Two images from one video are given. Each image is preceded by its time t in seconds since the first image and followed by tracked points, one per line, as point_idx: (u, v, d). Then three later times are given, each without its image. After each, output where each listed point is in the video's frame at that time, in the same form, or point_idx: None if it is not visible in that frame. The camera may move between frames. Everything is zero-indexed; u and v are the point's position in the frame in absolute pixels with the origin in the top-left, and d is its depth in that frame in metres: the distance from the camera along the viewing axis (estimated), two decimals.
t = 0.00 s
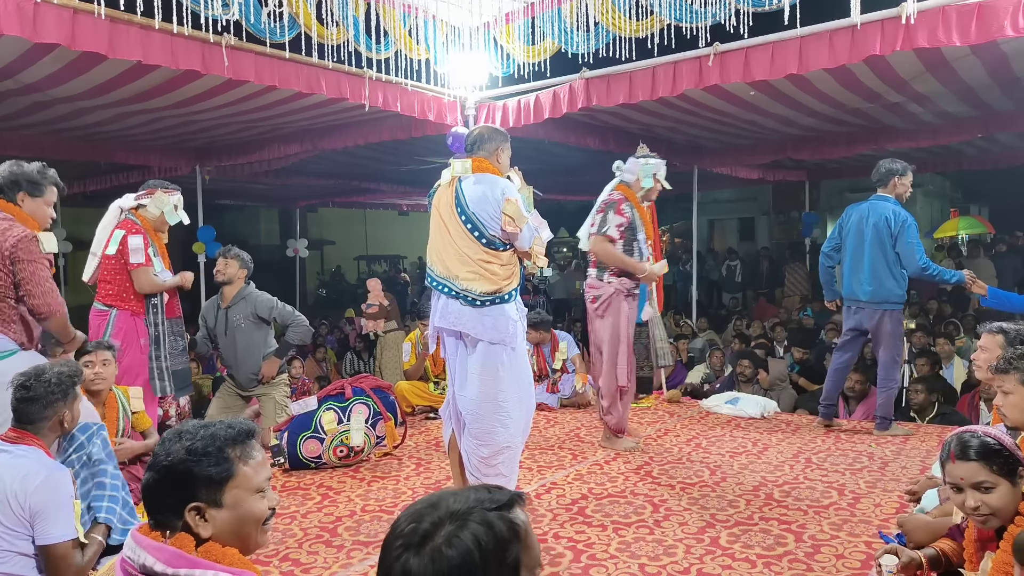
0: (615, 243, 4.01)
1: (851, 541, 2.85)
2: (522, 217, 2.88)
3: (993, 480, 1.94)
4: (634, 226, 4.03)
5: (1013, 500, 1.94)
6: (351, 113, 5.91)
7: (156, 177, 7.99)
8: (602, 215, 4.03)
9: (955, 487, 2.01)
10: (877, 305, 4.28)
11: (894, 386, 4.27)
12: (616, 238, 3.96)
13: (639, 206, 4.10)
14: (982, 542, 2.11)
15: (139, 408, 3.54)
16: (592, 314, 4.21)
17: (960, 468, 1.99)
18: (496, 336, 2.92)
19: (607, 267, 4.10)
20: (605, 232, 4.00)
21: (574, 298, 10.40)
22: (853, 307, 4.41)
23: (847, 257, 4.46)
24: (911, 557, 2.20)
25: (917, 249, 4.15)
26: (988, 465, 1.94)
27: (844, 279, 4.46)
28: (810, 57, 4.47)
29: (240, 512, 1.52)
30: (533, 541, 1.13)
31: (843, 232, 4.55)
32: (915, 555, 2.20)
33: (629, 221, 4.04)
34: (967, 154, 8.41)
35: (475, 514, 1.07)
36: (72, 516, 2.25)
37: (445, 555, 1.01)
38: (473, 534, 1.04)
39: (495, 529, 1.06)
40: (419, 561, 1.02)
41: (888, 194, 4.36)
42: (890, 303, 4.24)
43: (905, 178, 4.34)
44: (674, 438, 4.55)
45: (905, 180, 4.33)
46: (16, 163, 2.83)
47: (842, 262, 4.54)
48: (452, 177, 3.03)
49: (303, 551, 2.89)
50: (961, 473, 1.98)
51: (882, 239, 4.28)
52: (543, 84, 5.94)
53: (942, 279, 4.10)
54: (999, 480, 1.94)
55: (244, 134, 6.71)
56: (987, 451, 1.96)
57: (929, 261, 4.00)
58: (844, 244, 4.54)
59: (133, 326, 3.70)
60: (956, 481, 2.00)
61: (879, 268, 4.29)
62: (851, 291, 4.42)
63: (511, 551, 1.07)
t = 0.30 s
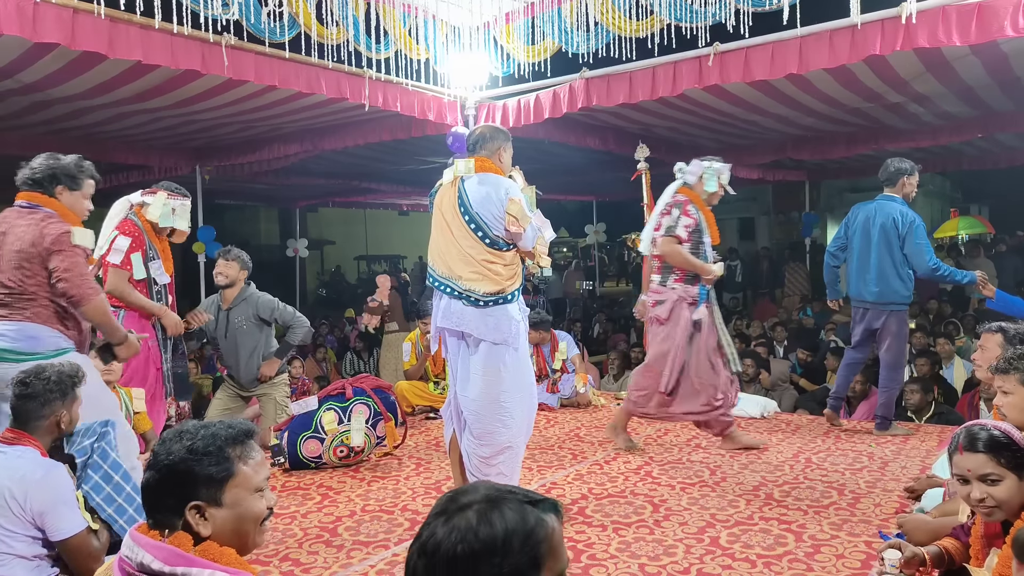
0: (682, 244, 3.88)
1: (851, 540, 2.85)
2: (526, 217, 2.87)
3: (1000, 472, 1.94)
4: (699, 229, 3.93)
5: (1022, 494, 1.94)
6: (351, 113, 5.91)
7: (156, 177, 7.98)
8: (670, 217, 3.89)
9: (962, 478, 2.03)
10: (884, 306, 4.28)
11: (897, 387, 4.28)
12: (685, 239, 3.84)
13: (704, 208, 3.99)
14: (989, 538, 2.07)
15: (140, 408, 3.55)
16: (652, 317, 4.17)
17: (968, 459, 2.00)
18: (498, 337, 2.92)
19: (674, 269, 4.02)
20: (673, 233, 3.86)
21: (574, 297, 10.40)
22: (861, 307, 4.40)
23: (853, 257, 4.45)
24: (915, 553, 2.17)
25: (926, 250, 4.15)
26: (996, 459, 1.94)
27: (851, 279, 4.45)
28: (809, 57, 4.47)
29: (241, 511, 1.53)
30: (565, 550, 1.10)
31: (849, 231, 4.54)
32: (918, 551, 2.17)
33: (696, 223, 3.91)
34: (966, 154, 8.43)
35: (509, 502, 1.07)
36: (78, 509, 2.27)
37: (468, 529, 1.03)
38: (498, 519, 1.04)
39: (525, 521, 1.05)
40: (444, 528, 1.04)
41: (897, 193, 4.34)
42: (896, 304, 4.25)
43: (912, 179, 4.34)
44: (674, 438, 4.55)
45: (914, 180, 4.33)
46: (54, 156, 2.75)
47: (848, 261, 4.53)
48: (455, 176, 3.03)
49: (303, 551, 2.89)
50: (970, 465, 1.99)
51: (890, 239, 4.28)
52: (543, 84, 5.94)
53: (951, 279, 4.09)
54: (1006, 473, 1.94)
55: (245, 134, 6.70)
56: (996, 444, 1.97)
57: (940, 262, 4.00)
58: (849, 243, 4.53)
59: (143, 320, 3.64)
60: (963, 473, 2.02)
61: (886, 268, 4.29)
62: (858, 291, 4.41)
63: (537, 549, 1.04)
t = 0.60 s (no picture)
0: (741, 237, 3.77)
1: (852, 540, 2.85)
2: (527, 216, 2.87)
3: (998, 472, 1.94)
4: (759, 221, 3.80)
5: (1020, 492, 1.94)
6: (350, 112, 5.90)
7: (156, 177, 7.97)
8: (726, 209, 3.78)
9: (960, 478, 2.02)
10: (885, 305, 4.28)
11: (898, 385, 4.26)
12: (744, 232, 3.74)
13: (765, 199, 3.84)
14: (988, 538, 2.08)
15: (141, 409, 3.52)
16: (724, 312, 3.93)
17: (966, 459, 1.99)
18: (498, 336, 2.92)
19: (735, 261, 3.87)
20: (731, 226, 3.75)
21: (574, 297, 10.40)
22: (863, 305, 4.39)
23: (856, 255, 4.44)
24: (914, 552, 2.18)
25: (931, 249, 4.14)
26: (994, 457, 1.94)
27: (855, 278, 4.43)
28: (809, 56, 4.47)
29: (228, 512, 1.52)
30: None
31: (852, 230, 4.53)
32: (917, 549, 2.18)
33: (755, 214, 3.78)
34: (966, 153, 8.42)
35: (541, 508, 1.05)
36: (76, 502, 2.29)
37: (494, 518, 1.03)
38: (523, 519, 1.03)
39: (549, 527, 1.03)
40: (472, 512, 1.06)
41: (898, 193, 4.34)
42: (897, 303, 4.24)
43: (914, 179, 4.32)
44: (674, 437, 4.55)
45: (916, 179, 4.33)
46: (149, 163, 2.98)
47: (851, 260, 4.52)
48: (455, 176, 3.03)
49: (303, 550, 2.89)
50: (971, 463, 1.98)
51: (893, 238, 4.27)
52: (543, 84, 5.93)
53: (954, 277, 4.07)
54: (1004, 472, 1.94)
55: (245, 134, 6.69)
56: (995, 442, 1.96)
57: (946, 260, 3.98)
58: (852, 242, 4.53)
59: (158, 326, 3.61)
60: (961, 472, 2.01)
61: (888, 267, 4.28)
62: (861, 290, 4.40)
63: (557, 563, 1.01)
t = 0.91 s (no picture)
0: (814, 244, 3.58)
1: (851, 540, 2.84)
2: (526, 215, 2.87)
3: (998, 474, 1.94)
4: (829, 223, 3.60)
5: (1020, 493, 1.94)
6: (351, 110, 5.90)
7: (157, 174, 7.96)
8: (797, 213, 3.59)
9: (959, 480, 2.02)
10: (884, 304, 4.28)
11: (897, 383, 4.24)
12: (816, 237, 3.55)
13: (835, 200, 3.65)
14: (986, 539, 2.08)
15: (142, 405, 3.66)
16: (800, 319, 3.72)
17: (964, 461, 1.99)
18: (499, 335, 2.92)
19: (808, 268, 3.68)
20: (803, 232, 3.56)
21: (575, 296, 10.40)
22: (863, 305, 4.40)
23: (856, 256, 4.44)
24: (914, 553, 2.16)
25: (926, 247, 4.12)
26: (993, 458, 1.94)
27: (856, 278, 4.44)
28: (811, 55, 4.46)
29: (235, 523, 1.52)
30: None
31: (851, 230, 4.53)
32: (917, 551, 2.16)
33: (827, 217, 3.59)
34: (968, 153, 8.41)
35: (556, 514, 1.05)
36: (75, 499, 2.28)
37: (507, 515, 1.03)
38: (537, 523, 1.02)
39: (563, 535, 1.02)
40: (487, 509, 1.06)
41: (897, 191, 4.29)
42: (896, 302, 4.24)
43: (912, 177, 4.27)
44: (674, 436, 4.55)
45: (913, 179, 4.26)
46: (187, 154, 2.99)
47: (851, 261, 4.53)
48: (454, 174, 3.03)
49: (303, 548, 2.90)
50: (970, 463, 1.98)
51: (890, 237, 4.26)
52: (544, 83, 5.92)
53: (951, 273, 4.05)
54: (1004, 473, 1.93)
55: (245, 131, 6.68)
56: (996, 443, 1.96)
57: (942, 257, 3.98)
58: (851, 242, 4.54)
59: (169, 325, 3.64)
60: (960, 474, 2.00)
61: (887, 266, 4.27)
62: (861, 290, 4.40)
63: (565, 569, 1.00)
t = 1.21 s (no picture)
0: (901, 224, 3.44)
1: (852, 539, 2.84)
2: (525, 214, 2.86)
3: (1000, 468, 1.93)
4: (910, 205, 3.49)
5: None
6: (350, 110, 5.90)
7: (157, 174, 7.97)
8: (882, 193, 3.44)
9: (962, 471, 2.02)
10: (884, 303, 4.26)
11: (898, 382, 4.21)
12: (905, 217, 3.43)
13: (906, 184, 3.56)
14: (993, 535, 2.06)
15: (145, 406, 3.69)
16: (857, 310, 3.61)
17: (969, 453, 1.99)
18: (499, 334, 2.92)
19: (880, 254, 3.54)
20: (891, 212, 3.42)
21: (575, 295, 10.39)
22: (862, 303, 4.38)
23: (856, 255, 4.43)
24: (915, 552, 2.16)
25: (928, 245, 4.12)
26: (1001, 449, 1.93)
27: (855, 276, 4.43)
28: (811, 54, 4.45)
29: (257, 537, 1.52)
30: None
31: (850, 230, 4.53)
32: (919, 549, 2.16)
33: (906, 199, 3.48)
34: (969, 152, 8.39)
35: (561, 520, 1.05)
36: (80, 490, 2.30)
37: (512, 517, 1.03)
38: (540, 528, 1.01)
39: (565, 542, 1.01)
40: (492, 511, 1.06)
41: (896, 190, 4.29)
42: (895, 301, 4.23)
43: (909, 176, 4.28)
44: (675, 435, 4.55)
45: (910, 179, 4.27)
46: (215, 154, 2.98)
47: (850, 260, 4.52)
48: (452, 174, 3.03)
49: (304, 548, 2.90)
50: (971, 455, 1.98)
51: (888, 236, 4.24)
52: (545, 82, 5.91)
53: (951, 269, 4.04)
54: (1006, 469, 1.93)
55: (245, 131, 6.68)
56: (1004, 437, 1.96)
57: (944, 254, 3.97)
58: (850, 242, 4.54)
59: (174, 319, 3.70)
60: (963, 466, 2.01)
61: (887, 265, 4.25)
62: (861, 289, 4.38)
63: None
